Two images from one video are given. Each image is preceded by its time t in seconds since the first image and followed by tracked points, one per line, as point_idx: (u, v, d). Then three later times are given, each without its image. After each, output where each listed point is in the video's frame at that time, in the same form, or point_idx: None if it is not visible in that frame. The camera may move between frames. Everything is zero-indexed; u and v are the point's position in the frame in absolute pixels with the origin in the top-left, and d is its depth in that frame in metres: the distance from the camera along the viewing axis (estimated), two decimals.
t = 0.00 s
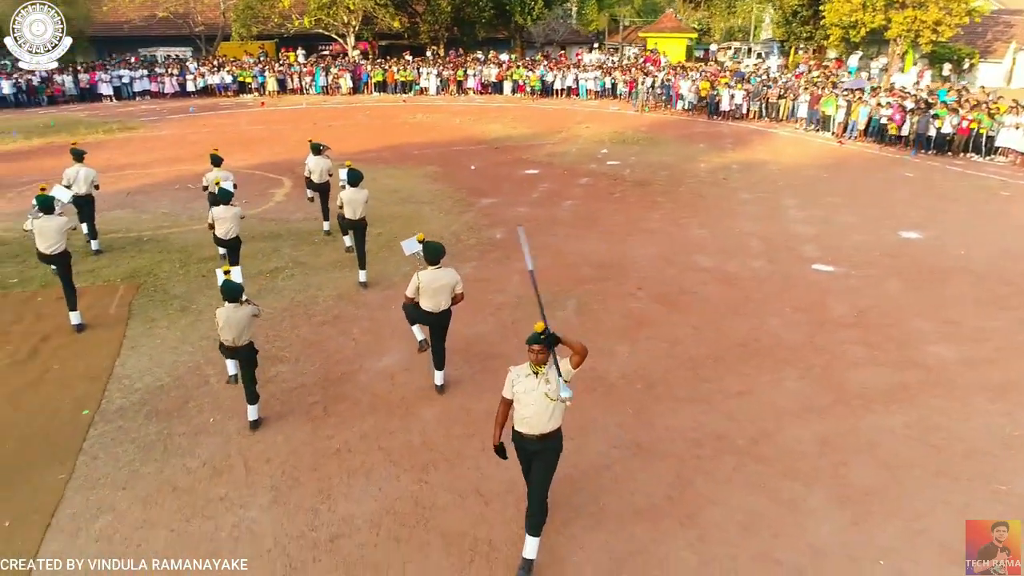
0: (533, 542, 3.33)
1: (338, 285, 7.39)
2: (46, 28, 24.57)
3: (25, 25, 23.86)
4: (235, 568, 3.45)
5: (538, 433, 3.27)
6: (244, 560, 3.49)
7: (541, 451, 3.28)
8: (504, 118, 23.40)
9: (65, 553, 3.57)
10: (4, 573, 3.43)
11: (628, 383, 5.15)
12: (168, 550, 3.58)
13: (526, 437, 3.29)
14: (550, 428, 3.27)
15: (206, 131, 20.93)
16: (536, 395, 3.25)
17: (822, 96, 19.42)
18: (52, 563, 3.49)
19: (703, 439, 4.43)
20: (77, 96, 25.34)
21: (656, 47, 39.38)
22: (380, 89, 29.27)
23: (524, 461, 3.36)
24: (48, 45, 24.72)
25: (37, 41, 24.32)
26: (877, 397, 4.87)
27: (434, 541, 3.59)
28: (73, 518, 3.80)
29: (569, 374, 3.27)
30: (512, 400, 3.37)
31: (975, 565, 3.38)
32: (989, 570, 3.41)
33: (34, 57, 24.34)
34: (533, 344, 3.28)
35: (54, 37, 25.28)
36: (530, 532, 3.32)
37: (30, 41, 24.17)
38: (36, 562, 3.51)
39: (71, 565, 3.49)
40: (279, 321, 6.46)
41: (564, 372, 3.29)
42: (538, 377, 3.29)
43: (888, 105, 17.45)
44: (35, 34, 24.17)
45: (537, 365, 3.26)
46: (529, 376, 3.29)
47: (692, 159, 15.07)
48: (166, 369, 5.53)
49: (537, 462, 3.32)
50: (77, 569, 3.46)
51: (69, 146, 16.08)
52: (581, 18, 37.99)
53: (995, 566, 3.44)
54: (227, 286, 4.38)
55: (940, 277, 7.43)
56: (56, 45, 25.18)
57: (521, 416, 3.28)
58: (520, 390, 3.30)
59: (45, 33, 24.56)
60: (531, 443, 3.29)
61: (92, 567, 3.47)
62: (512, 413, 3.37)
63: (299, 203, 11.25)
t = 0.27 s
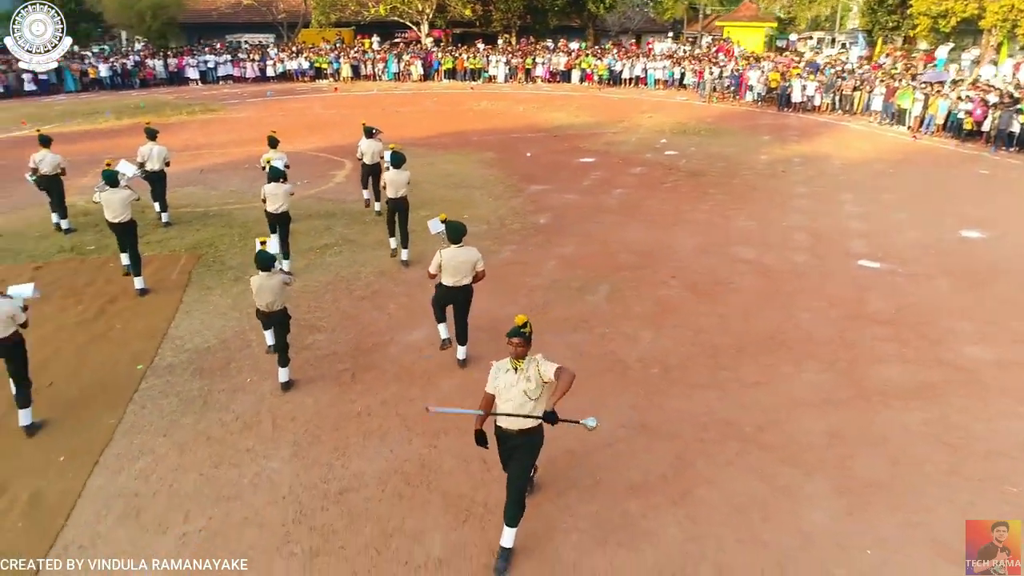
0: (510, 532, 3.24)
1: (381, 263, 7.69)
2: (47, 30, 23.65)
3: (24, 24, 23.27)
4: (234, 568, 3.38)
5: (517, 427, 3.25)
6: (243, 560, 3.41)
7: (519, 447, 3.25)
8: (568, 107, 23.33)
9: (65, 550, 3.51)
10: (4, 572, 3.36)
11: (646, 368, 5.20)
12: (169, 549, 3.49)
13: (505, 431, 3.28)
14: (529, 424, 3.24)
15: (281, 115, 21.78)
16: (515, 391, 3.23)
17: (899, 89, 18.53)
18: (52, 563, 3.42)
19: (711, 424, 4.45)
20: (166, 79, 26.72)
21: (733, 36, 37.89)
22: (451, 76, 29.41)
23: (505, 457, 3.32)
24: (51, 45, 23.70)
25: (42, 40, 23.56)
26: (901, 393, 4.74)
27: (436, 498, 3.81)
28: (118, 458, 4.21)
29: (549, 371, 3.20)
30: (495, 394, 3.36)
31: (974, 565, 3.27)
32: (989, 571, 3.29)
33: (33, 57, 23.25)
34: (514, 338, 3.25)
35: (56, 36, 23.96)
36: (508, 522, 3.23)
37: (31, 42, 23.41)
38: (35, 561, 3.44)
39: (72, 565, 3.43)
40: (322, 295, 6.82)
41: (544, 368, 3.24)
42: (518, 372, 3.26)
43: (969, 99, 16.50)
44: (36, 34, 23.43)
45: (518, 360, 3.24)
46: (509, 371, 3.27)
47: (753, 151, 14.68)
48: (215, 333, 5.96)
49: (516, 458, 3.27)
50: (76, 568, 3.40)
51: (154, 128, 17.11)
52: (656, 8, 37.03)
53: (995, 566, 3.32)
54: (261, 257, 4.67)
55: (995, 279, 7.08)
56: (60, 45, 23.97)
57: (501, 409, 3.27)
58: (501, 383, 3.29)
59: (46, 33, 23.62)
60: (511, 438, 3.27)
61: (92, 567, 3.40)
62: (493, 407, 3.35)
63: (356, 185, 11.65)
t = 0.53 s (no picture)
0: (521, 497, 3.47)
1: (448, 242, 8.02)
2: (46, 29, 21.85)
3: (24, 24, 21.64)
4: (235, 568, 3.34)
5: (522, 408, 3.31)
6: (244, 560, 3.38)
7: (524, 428, 3.31)
8: (659, 96, 22.92)
9: (64, 549, 3.45)
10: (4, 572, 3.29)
11: (689, 355, 5.22)
12: (166, 548, 3.46)
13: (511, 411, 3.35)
14: (534, 407, 3.30)
15: (378, 100, 22.61)
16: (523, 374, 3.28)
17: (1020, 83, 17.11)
18: (52, 563, 3.36)
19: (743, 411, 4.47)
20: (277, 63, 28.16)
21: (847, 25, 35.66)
22: (546, 64, 29.37)
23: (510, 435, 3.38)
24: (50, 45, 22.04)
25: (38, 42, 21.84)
26: (952, 398, 4.57)
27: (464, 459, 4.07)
28: (194, 401, 4.74)
29: (555, 359, 3.23)
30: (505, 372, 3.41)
31: (973, 565, 3.23)
32: (988, 570, 3.25)
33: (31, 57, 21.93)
34: (523, 322, 3.28)
35: (56, 36, 22.17)
36: (506, 482, 3.48)
37: (31, 41, 21.90)
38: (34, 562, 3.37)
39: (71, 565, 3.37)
40: (390, 269, 7.21)
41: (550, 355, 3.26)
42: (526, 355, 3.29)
43: None
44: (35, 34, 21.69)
45: (525, 344, 3.28)
46: (518, 355, 3.30)
47: (848, 146, 14.00)
48: (290, 297, 6.47)
49: (519, 438, 3.36)
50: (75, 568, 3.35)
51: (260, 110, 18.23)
52: None
53: (994, 566, 3.28)
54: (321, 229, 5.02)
55: None
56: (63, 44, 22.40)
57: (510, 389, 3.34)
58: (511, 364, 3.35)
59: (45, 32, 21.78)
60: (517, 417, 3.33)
61: (93, 567, 3.35)
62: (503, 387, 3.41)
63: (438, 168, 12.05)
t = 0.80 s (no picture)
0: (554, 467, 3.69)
1: (524, 225, 8.23)
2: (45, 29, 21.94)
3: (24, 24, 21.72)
4: (235, 568, 3.31)
5: (544, 390, 3.48)
6: (244, 560, 3.35)
7: (548, 408, 3.49)
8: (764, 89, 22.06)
9: (67, 549, 3.42)
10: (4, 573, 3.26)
11: (743, 347, 5.21)
12: (166, 547, 3.43)
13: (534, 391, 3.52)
14: (557, 389, 3.46)
15: (479, 86, 23.07)
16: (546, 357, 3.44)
17: None
18: (52, 563, 3.33)
19: (788, 405, 4.46)
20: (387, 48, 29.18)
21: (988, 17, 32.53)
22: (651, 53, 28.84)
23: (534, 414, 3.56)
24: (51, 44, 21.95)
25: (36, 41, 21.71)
26: (1016, 409, 4.34)
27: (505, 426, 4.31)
28: (271, 354, 5.22)
29: (576, 346, 3.38)
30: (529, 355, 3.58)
31: (973, 564, 3.20)
32: (987, 570, 3.22)
33: (32, 56, 21.71)
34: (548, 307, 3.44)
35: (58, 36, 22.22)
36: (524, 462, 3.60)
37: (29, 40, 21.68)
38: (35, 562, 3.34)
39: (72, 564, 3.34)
40: (464, 247, 7.52)
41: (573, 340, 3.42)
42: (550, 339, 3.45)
43: None
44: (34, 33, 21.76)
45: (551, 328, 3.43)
46: (543, 339, 3.46)
47: (964, 146, 13.06)
48: (369, 268, 6.91)
49: (545, 417, 3.55)
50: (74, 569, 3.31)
51: (365, 95, 19.09)
52: None
53: (994, 566, 3.25)
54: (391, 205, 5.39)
55: None
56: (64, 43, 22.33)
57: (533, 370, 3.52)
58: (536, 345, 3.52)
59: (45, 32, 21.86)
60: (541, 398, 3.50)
61: (93, 568, 3.32)
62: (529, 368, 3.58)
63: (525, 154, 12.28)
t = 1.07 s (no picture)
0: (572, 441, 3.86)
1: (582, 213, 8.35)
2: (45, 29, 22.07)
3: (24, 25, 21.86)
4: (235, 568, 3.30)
5: (550, 373, 3.59)
6: (243, 560, 3.33)
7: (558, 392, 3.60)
8: (856, 83, 21.08)
9: (64, 550, 3.40)
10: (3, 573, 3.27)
11: (784, 341, 5.20)
12: (166, 548, 3.43)
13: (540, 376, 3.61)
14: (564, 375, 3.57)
15: (560, 74, 23.09)
16: (556, 342, 3.56)
17: None
18: (52, 563, 3.32)
19: (820, 399, 4.44)
20: (472, 35, 29.48)
21: None
22: (740, 43, 27.98)
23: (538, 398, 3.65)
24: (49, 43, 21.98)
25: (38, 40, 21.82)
26: None
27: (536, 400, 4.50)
28: (331, 320, 5.61)
29: (585, 334, 3.51)
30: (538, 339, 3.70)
31: (973, 563, 3.19)
32: (986, 570, 3.20)
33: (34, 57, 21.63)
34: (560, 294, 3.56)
35: (56, 36, 22.29)
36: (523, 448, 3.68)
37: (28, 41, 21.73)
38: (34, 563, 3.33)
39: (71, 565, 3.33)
40: (522, 231, 7.72)
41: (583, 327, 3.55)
42: (560, 325, 3.57)
43: None
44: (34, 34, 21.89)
45: (562, 315, 3.55)
46: (554, 324, 3.59)
47: None
48: (428, 247, 7.22)
49: (552, 400, 3.66)
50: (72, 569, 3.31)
51: (445, 81, 19.48)
52: None
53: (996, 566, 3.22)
54: (445, 184, 5.61)
55: None
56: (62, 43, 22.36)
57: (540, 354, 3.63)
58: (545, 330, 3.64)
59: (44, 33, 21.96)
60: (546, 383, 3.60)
61: (92, 569, 3.31)
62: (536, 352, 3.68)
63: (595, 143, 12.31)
